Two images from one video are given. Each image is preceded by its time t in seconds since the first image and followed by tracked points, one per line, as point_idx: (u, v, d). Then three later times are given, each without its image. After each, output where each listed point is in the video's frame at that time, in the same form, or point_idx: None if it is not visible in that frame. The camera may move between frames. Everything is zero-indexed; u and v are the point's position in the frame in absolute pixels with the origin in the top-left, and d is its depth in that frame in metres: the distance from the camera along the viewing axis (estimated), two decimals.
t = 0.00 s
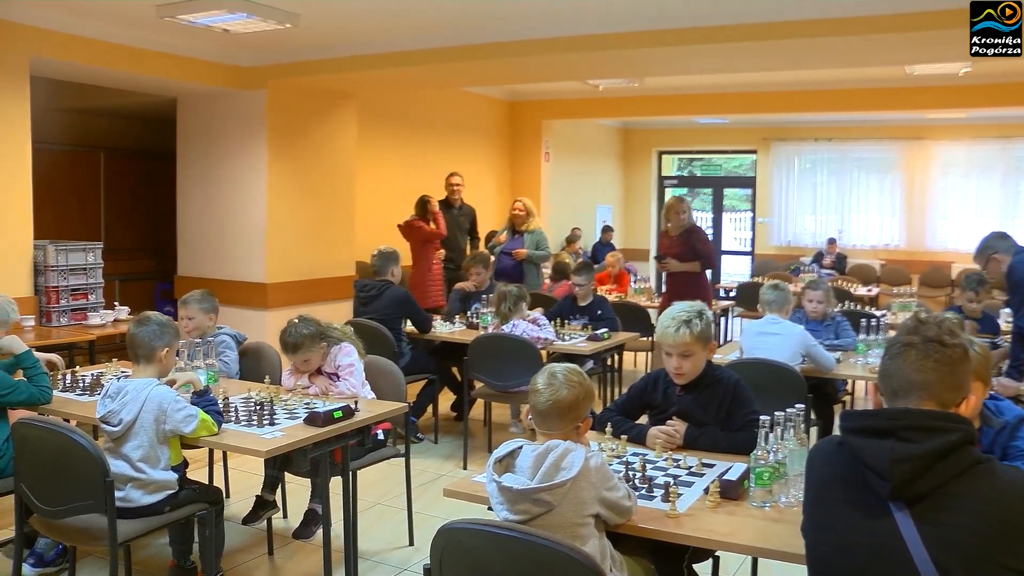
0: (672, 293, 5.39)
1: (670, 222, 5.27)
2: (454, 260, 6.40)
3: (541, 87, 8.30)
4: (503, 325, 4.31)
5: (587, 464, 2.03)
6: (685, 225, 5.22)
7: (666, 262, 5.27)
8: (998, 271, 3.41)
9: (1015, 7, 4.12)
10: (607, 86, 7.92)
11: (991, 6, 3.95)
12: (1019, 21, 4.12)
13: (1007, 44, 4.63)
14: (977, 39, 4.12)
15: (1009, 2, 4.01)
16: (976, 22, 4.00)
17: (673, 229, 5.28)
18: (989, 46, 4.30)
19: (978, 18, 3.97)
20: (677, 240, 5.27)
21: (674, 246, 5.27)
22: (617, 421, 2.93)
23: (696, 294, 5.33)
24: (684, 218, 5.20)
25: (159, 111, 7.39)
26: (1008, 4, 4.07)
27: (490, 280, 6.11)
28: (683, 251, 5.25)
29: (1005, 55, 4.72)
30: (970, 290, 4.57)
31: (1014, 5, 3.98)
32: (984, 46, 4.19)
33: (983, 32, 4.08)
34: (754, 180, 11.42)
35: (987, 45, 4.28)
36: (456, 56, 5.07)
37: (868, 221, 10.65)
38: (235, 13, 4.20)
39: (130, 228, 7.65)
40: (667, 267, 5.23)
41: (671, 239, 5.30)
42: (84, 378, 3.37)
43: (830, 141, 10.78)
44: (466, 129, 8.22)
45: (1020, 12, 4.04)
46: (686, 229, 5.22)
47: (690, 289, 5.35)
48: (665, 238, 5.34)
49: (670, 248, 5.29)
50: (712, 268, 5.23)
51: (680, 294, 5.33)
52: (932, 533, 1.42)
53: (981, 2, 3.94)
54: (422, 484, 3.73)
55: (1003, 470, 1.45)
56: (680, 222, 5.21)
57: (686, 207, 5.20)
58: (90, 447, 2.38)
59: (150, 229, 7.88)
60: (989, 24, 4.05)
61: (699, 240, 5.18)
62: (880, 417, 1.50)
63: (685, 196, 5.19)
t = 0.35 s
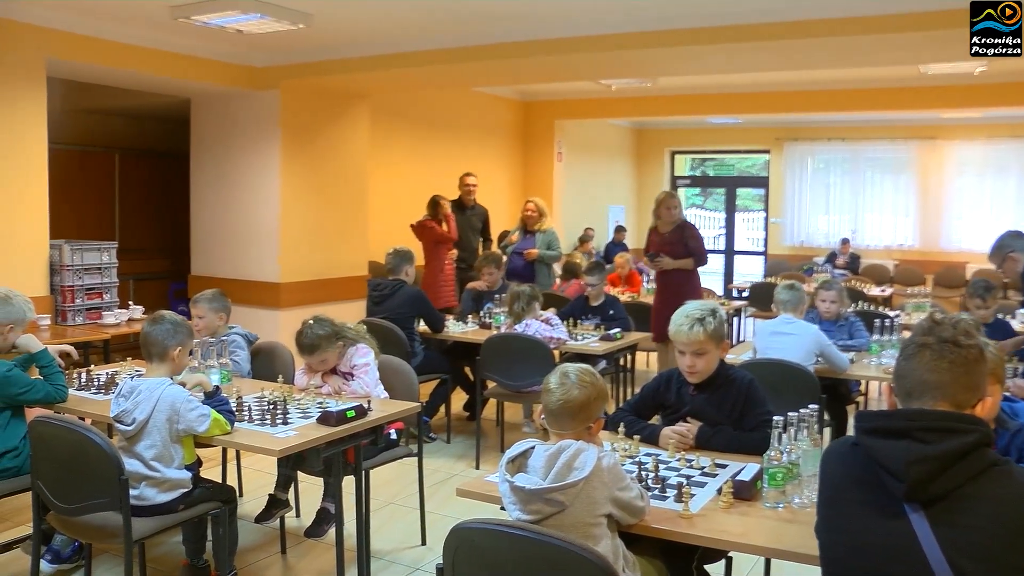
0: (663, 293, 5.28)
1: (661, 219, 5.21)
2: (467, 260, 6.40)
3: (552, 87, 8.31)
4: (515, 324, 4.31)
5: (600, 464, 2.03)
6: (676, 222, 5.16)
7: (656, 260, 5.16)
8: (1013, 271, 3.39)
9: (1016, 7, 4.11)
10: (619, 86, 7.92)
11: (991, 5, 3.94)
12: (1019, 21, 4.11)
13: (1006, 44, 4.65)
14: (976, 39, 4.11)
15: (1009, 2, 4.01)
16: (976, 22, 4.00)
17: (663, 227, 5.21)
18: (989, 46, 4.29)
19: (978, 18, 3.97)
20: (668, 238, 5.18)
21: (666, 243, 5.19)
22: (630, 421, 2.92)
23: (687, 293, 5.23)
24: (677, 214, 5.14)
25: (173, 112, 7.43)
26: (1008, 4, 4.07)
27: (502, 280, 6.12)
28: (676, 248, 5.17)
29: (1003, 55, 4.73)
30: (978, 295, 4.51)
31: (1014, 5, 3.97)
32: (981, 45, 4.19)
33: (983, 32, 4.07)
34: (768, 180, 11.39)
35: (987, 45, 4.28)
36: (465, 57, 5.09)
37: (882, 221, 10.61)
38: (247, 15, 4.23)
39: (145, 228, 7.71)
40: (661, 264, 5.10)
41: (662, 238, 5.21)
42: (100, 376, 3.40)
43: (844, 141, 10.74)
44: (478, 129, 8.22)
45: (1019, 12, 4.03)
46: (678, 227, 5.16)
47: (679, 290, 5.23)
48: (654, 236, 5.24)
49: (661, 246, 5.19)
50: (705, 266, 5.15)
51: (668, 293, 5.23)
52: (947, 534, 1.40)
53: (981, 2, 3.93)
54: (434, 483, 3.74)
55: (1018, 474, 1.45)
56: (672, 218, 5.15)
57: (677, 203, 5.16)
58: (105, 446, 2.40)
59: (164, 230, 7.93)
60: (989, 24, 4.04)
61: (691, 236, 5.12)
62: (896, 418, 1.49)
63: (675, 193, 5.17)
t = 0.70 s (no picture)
0: (657, 296, 5.32)
1: (661, 220, 5.20)
2: (476, 260, 6.40)
3: (559, 87, 8.31)
4: (525, 324, 4.32)
5: (609, 464, 2.03)
6: (676, 224, 5.15)
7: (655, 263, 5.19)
8: None
9: (1016, 7, 4.10)
10: (629, 86, 7.92)
11: (991, 5, 3.93)
12: (1018, 21, 4.10)
13: (1005, 44, 4.65)
14: (976, 39, 4.10)
15: (1008, 2, 3.99)
16: (976, 22, 3.98)
17: (663, 228, 5.20)
18: (989, 45, 4.29)
19: (979, 18, 3.96)
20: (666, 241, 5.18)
21: (664, 245, 5.18)
22: (639, 422, 2.92)
23: (679, 298, 5.24)
24: (678, 215, 5.14)
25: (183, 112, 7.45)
26: (1008, 4, 4.06)
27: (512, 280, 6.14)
28: (675, 252, 5.14)
29: (1003, 55, 4.73)
30: (987, 295, 4.50)
31: (1014, 5, 3.96)
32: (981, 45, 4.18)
33: (983, 32, 4.06)
34: (778, 180, 11.36)
35: (987, 45, 4.28)
36: (473, 57, 5.10)
37: (893, 221, 10.58)
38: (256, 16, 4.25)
39: (156, 228, 7.73)
40: (657, 267, 5.13)
41: (661, 241, 5.20)
42: (112, 376, 3.42)
43: (854, 141, 10.71)
44: (488, 129, 8.21)
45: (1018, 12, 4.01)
46: (680, 228, 5.14)
47: (674, 293, 5.26)
48: (653, 238, 5.24)
49: (659, 249, 5.20)
50: (701, 272, 5.14)
51: (663, 298, 5.28)
52: (960, 536, 1.40)
53: (982, 2, 3.92)
54: (444, 483, 3.75)
55: None
56: (673, 220, 5.16)
57: (678, 204, 5.15)
58: (117, 445, 2.41)
59: (175, 230, 7.96)
60: (989, 24, 4.03)
61: (691, 240, 5.10)
62: (909, 418, 1.48)
63: (677, 195, 5.17)
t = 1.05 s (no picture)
0: (656, 295, 5.30)
1: (665, 219, 5.19)
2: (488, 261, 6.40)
3: (568, 87, 8.32)
4: (537, 324, 4.33)
5: (621, 464, 2.02)
6: (679, 224, 5.14)
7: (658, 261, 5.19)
8: None
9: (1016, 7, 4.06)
10: (639, 86, 7.91)
11: (990, 5, 3.92)
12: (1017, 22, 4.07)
13: (1005, 44, 4.65)
14: (976, 39, 4.10)
15: (1009, 2, 3.98)
16: (976, 22, 3.98)
17: (667, 227, 5.19)
18: (989, 46, 4.30)
19: (978, 18, 3.95)
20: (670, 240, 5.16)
21: (668, 244, 5.17)
22: (651, 422, 2.92)
23: (678, 297, 5.23)
24: (681, 214, 5.13)
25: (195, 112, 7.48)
26: (1008, 3, 4.03)
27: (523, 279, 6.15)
28: (677, 251, 5.14)
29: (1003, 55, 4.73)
30: (999, 295, 4.48)
31: (1014, 5, 3.95)
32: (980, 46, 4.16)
33: (983, 32, 4.06)
34: (789, 180, 11.34)
35: (986, 45, 4.29)
36: (481, 57, 5.10)
37: (905, 221, 10.54)
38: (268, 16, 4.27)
39: (168, 228, 7.76)
40: (661, 267, 5.12)
41: (664, 240, 5.19)
42: (125, 375, 3.43)
43: (867, 141, 10.67)
44: (499, 128, 8.21)
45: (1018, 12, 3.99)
46: (683, 227, 5.14)
47: (673, 293, 5.24)
48: (655, 237, 5.23)
49: (662, 248, 5.18)
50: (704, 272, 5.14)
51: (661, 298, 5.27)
52: (984, 532, 1.40)
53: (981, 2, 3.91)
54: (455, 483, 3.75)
55: None
56: (676, 219, 5.15)
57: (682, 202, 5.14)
58: (128, 444, 2.41)
59: (186, 230, 7.99)
60: (989, 24, 4.03)
61: (694, 239, 5.10)
62: (927, 417, 1.47)
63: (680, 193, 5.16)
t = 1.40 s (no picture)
0: (662, 293, 5.28)
1: (669, 218, 5.18)
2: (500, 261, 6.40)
3: (578, 87, 8.33)
4: (549, 325, 4.33)
5: (635, 464, 2.02)
6: (684, 223, 5.13)
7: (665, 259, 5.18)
8: None
9: (1016, 7, 4.10)
10: (652, 85, 7.89)
11: (990, 6, 3.96)
12: (1018, 21, 4.11)
13: (1006, 44, 4.67)
14: (977, 38, 4.13)
15: (1009, 2, 4.01)
16: (976, 23, 4.01)
17: (672, 226, 5.18)
18: (989, 45, 4.33)
19: (978, 18, 3.98)
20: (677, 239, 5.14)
21: (675, 244, 5.15)
22: (663, 422, 2.92)
23: (683, 294, 5.23)
24: (686, 213, 5.13)
25: (208, 112, 7.52)
26: (1008, 3, 4.07)
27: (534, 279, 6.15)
28: (685, 250, 5.13)
29: (1004, 55, 4.75)
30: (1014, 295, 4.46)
31: (1014, 5, 3.99)
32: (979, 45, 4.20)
33: (983, 32, 4.08)
34: (803, 180, 11.31)
35: (987, 45, 4.31)
36: (490, 57, 5.12)
37: (919, 221, 10.49)
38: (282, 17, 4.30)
39: (181, 229, 7.80)
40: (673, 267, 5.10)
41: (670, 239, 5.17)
42: (138, 374, 3.46)
43: (881, 140, 10.63)
44: (510, 128, 8.22)
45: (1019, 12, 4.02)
46: (687, 225, 5.14)
47: (680, 291, 5.23)
48: (659, 235, 5.22)
49: (668, 248, 5.16)
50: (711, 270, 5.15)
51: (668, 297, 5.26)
52: (1014, 520, 1.39)
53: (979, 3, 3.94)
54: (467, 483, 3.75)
55: None
56: (681, 218, 5.14)
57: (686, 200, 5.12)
58: (142, 443, 2.42)
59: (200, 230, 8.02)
60: (989, 24, 4.06)
61: (701, 238, 5.10)
62: (953, 408, 1.46)
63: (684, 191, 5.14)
